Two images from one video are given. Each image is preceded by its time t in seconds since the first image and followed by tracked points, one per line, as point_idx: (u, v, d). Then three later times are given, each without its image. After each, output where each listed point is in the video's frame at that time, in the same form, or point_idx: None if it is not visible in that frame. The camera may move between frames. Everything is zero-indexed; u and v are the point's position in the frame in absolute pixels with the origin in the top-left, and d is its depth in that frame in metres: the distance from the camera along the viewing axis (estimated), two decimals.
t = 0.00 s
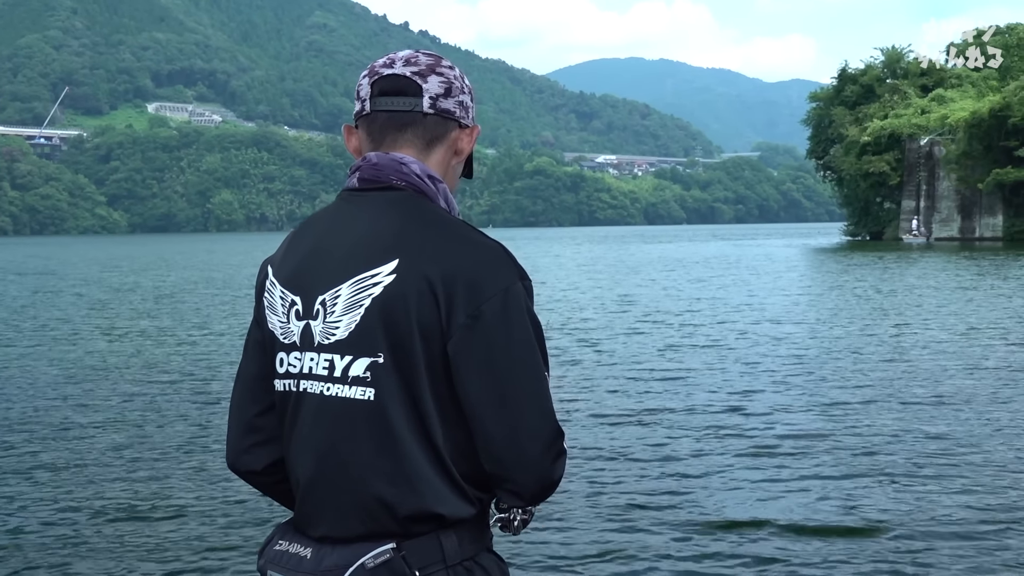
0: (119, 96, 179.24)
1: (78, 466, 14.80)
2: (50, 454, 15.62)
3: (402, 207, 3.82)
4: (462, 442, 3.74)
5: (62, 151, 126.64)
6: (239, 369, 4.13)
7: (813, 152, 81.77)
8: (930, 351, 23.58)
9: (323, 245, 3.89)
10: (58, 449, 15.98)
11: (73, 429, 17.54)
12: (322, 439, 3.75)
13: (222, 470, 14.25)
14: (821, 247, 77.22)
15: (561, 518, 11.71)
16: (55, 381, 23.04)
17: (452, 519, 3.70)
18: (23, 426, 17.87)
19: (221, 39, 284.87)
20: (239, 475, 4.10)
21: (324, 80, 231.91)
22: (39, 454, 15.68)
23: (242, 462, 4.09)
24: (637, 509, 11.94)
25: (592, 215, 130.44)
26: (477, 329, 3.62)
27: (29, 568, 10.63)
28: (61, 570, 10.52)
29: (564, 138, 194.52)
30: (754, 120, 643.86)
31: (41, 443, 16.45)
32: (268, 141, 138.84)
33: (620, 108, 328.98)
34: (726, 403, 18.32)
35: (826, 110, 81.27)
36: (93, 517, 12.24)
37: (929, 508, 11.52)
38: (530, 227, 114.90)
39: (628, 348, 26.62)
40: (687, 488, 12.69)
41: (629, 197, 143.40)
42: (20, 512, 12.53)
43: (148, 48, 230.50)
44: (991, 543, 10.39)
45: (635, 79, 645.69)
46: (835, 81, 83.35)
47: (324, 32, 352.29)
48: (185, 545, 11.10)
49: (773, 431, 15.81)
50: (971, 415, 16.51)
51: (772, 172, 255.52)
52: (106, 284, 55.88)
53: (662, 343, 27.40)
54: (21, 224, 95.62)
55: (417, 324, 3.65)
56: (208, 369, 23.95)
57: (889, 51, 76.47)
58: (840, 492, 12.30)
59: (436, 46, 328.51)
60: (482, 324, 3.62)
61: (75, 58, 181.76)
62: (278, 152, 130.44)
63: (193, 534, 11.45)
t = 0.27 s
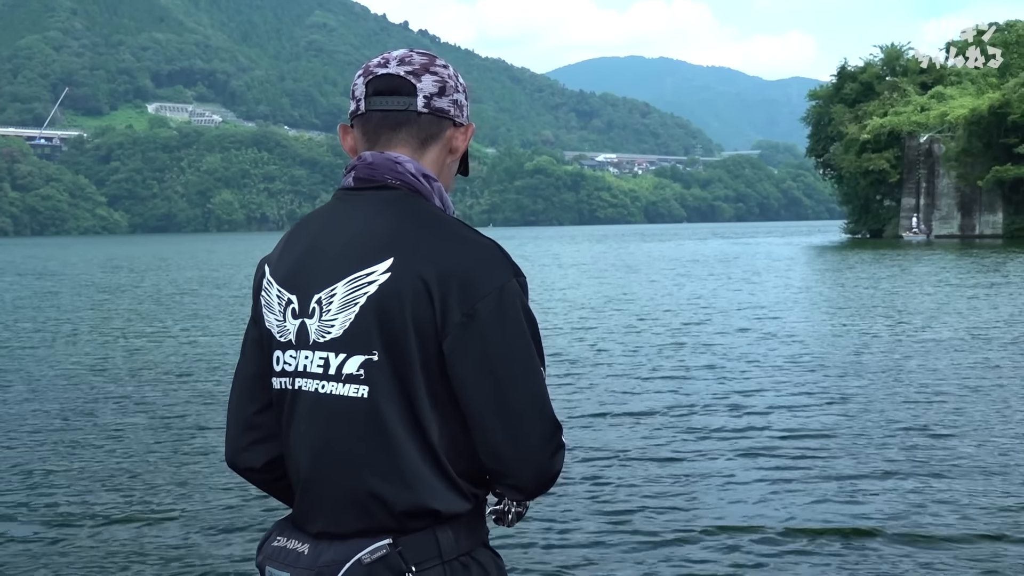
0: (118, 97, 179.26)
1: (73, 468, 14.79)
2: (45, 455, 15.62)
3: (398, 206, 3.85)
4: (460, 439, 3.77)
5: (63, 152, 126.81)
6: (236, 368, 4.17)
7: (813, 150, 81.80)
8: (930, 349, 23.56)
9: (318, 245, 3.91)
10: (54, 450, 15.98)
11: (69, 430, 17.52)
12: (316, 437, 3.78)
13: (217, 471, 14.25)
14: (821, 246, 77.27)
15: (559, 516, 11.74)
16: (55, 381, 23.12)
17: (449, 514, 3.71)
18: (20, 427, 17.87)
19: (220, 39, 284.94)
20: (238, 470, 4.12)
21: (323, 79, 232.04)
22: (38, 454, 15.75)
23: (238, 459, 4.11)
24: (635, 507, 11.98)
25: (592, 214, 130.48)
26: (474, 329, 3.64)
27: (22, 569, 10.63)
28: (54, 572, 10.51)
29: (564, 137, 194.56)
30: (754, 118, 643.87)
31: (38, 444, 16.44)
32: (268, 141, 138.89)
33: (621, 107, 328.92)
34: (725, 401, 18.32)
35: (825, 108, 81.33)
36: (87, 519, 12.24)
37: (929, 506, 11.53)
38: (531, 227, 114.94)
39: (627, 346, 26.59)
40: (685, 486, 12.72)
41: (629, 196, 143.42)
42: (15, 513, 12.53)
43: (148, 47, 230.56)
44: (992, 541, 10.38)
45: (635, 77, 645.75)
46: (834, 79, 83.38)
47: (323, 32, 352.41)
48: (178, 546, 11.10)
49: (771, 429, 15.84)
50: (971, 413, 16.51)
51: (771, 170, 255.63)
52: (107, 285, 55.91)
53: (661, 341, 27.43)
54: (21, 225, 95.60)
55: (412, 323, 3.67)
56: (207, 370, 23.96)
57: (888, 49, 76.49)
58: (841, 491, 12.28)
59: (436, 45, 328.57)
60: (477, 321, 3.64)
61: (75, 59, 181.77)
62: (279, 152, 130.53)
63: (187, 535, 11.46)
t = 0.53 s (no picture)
0: (123, 99, 179.56)
1: (73, 470, 14.80)
2: (48, 457, 15.67)
3: (403, 209, 3.87)
4: (464, 439, 3.80)
5: (67, 154, 126.98)
6: (242, 368, 4.20)
7: (817, 154, 81.80)
8: (932, 352, 23.58)
9: (324, 249, 3.95)
10: (54, 451, 16.02)
11: (70, 432, 17.54)
12: (322, 438, 3.81)
13: (217, 473, 14.27)
14: (825, 248, 77.25)
15: (562, 519, 11.76)
16: (59, 383, 23.19)
17: (453, 513, 3.75)
18: (21, 429, 17.89)
19: (224, 42, 285.38)
20: (243, 469, 4.16)
21: (327, 81, 232.23)
22: (43, 455, 15.81)
23: (244, 458, 4.14)
24: (639, 510, 12.01)
25: (596, 216, 130.54)
26: (479, 330, 3.67)
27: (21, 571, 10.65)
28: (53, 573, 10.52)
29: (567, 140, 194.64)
30: (758, 121, 643.80)
31: (37, 446, 16.45)
32: (272, 144, 139.05)
33: (624, 110, 328.99)
34: (728, 405, 18.32)
35: (829, 111, 81.35)
36: (89, 520, 12.28)
37: (932, 510, 11.55)
38: (534, 229, 114.98)
39: (629, 349, 26.58)
40: (688, 490, 12.73)
41: (633, 199, 143.46)
42: (14, 515, 12.55)
43: (152, 49, 230.90)
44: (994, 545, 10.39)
45: (638, 80, 645.94)
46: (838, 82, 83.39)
47: (327, 34, 352.81)
48: (177, 548, 11.10)
49: (774, 432, 15.86)
50: (974, 416, 16.51)
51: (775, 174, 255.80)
52: (111, 287, 56.01)
53: (664, 344, 27.44)
54: (25, 226, 95.77)
55: (418, 324, 3.71)
56: (210, 371, 24.02)
57: (891, 52, 76.51)
58: (843, 494, 12.29)
59: (440, 48, 328.79)
60: (484, 323, 3.67)
61: (79, 61, 181.99)
62: (283, 155, 130.68)
63: (186, 537, 11.47)
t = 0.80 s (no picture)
0: (129, 99, 179.95)
1: (76, 468, 14.93)
2: (55, 456, 15.75)
3: (412, 207, 3.92)
4: (472, 435, 3.84)
5: (73, 154, 127.32)
6: (253, 365, 4.25)
7: (822, 154, 81.79)
8: (938, 353, 23.55)
9: (333, 248, 4.00)
10: (61, 452, 16.08)
11: (75, 431, 17.69)
12: (333, 433, 3.85)
13: (219, 473, 14.35)
14: (830, 249, 77.21)
15: (567, 520, 11.79)
16: (65, 383, 23.29)
17: (461, 510, 3.79)
18: (25, 429, 17.98)
19: (230, 43, 285.91)
20: (253, 467, 4.20)
21: (333, 82, 232.56)
22: (50, 454, 15.89)
23: (255, 455, 4.19)
24: (644, 511, 12.03)
25: (601, 217, 130.58)
26: (487, 327, 3.71)
27: (23, 570, 10.73)
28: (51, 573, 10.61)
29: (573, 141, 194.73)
30: (763, 122, 643.46)
31: (41, 445, 16.56)
32: (277, 144, 139.30)
33: (630, 110, 328.89)
34: (734, 405, 18.33)
35: (834, 112, 81.30)
36: (95, 519, 12.33)
37: (937, 511, 11.57)
38: (540, 230, 115.02)
39: (636, 350, 26.58)
40: (693, 491, 12.75)
41: (638, 200, 143.43)
42: (15, 514, 12.64)
43: (158, 49, 231.37)
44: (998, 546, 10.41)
45: (644, 80, 645.86)
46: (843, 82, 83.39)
47: (333, 34, 353.38)
48: (176, 546, 11.22)
49: (780, 433, 15.88)
50: (980, 417, 16.52)
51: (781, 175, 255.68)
52: (117, 287, 56.17)
53: (670, 344, 27.46)
54: (31, 226, 96.07)
55: (428, 321, 3.74)
56: (216, 372, 24.11)
57: (897, 52, 76.46)
58: (848, 495, 12.31)
59: (445, 48, 328.99)
60: (491, 319, 3.72)
61: (85, 61, 182.42)
62: (288, 155, 130.86)
63: (185, 536, 11.58)
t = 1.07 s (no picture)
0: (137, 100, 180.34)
1: (82, 467, 15.04)
2: (64, 455, 15.85)
3: (423, 206, 3.99)
4: (481, 432, 3.90)
5: (81, 154, 127.65)
6: (265, 363, 4.32)
7: (830, 155, 81.79)
8: (945, 355, 23.57)
9: (347, 245, 4.06)
10: (71, 451, 16.18)
11: (82, 430, 17.81)
12: (345, 430, 3.92)
13: (224, 473, 14.44)
14: (837, 251, 77.23)
15: (575, 521, 11.85)
16: (74, 382, 23.41)
17: (471, 507, 3.85)
18: (32, 428, 18.10)
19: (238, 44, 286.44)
20: (266, 463, 4.27)
21: (340, 82, 232.89)
22: (60, 453, 15.99)
23: (268, 452, 4.25)
24: (652, 512, 12.08)
25: (609, 218, 130.61)
26: (498, 327, 3.78)
27: (34, 569, 10.80)
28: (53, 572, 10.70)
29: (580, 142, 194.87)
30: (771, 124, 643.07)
31: (48, 445, 16.67)
32: (285, 145, 139.62)
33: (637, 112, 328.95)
34: (741, 407, 18.37)
35: (842, 113, 81.26)
36: (105, 519, 12.42)
37: (943, 512, 11.61)
38: (547, 231, 115.09)
39: (642, 351, 26.64)
40: (700, 491, 12.81)
41: (646, 201, 143.48)
42: (20, 513, 12.75)
43: (166, 51, 231.86)
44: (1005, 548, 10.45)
45: (651, 82, 645.85)
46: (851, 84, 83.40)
47: (341, 35, 353.99)
48: (177, 547, 11.30)
49: (788, 434, 15.92)
50: (987, 419, 16.54)
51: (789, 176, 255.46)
52: (125, 286, 56.35)
53: (676, 346, 27.51)
54: (40, 227, 96.37)
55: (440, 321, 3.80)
56: (224, 372, 24.21)
57: (905, 54, 76.41)
58: (855, 497, 12.34)
59: (453, 49, 329.29)
60: (502, 319, 3.78)
61: (93, 62, 182.87)
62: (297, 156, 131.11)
63: (194, 536, 11.63)
